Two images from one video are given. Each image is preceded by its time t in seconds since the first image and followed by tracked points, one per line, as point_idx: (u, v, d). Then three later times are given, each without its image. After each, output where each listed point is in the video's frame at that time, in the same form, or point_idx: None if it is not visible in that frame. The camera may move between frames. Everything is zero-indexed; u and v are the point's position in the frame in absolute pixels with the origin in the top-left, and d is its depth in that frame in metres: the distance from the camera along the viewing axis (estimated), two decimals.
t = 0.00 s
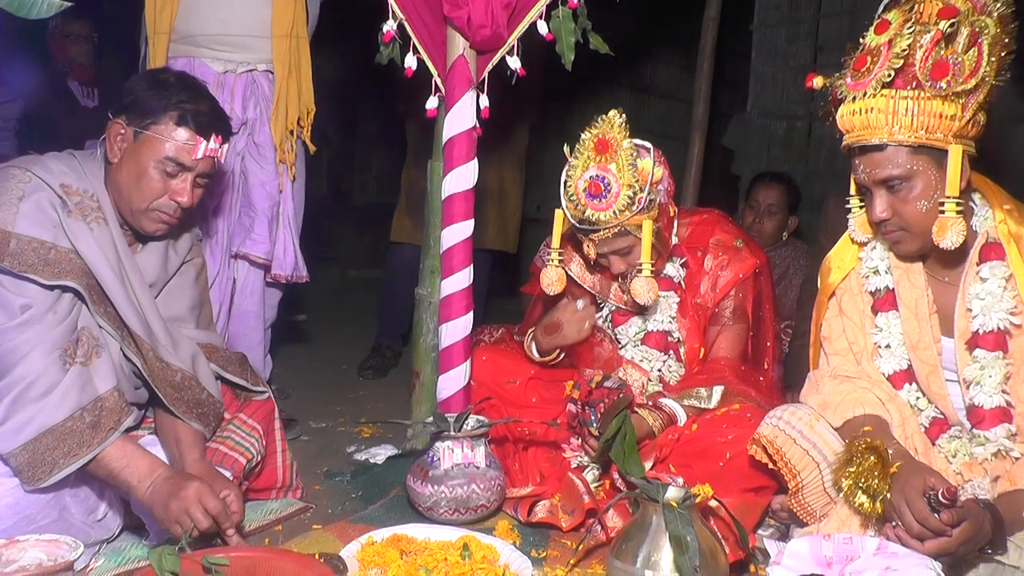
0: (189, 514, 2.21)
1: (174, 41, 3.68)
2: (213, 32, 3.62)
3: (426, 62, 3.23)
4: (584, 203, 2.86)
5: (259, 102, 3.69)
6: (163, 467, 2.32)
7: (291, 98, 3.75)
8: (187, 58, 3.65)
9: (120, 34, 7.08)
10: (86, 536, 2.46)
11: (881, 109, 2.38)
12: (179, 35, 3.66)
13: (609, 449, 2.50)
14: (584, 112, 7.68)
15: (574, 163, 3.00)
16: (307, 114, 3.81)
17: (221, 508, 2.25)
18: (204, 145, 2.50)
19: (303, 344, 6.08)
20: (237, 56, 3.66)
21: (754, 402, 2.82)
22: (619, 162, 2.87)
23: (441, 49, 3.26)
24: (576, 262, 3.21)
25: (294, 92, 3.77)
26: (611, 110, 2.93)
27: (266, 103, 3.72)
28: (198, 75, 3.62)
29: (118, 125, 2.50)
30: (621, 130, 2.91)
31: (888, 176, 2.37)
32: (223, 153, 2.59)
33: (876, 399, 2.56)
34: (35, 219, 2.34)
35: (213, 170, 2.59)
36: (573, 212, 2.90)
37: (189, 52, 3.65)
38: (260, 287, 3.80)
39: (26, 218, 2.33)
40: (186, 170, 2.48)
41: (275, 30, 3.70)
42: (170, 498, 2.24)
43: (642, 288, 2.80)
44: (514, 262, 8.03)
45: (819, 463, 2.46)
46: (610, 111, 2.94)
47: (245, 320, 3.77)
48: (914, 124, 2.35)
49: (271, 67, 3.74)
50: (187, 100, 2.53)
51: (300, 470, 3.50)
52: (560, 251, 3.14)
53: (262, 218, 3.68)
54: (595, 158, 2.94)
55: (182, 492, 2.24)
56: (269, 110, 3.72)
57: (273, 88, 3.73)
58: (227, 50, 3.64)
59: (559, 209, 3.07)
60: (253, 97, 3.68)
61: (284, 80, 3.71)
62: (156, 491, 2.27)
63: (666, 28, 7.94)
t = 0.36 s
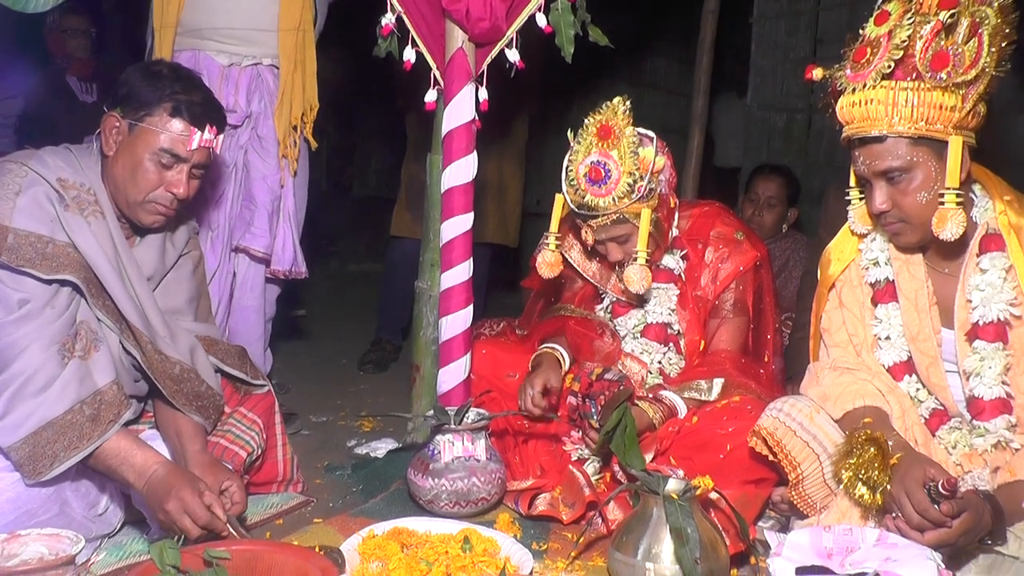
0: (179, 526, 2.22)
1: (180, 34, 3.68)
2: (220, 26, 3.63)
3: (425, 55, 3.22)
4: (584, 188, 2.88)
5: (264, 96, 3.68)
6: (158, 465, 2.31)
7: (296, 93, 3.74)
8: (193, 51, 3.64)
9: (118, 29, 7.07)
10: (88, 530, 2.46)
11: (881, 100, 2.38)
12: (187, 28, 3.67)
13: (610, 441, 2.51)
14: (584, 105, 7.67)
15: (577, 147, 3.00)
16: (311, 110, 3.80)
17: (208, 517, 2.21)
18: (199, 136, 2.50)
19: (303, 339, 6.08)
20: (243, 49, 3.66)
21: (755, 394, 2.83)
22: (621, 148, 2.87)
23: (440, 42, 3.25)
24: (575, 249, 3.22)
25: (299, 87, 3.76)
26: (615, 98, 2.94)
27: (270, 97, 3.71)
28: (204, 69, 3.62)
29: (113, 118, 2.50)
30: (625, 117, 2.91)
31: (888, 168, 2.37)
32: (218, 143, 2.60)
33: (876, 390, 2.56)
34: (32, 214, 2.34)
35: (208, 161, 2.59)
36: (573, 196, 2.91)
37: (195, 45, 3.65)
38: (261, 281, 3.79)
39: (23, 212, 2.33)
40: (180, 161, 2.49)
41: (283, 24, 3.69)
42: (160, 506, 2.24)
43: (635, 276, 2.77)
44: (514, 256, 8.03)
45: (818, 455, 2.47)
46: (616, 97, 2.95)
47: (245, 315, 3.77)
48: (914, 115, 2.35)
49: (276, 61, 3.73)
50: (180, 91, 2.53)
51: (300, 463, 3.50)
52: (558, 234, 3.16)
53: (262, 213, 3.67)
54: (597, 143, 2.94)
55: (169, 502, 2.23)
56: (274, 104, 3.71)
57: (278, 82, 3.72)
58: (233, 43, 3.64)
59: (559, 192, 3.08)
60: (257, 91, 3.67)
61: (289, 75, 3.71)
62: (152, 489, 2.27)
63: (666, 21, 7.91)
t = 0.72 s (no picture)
0: (166, 510, 2.24)
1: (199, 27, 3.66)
2: (239, 18, 3.61)
3: (425, 48, 3.21)
4: (588, 167, 2.89)
5: (281, 86, 3.69)
6: (144, 450, 2.32)
7: (316, 85, 3.76)
8: (209, 42, 3.62)
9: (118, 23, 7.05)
10: (89, 524, 2.44)
11: (881, 92, 2.37)
12: (206, 20, 3.64)
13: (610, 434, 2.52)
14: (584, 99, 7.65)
15: (584, 127, 3.01)
16: (328, 103, 3.82)
17: (195, 500, 2.23)
18: (195, 124, 2.51)
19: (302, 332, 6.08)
20: (258, 38, 3.63)
21: (755, 387, 2.83)
22: (628, 129, 2.88)
23: (440, 35, 3.24)
24: (577, 237, 3.24)
25: (319, 80, 3.79)
26: (626, 81, 2.94)
27: (288, 89, 3.71)
28: (221, 58, 3.59)
29: (109, 108, 2.50)
30: (633, 101, 2.92)
31: (889, 160, 2.37)
32: (214, 132, 2.60)
33: (876, 383, 2.57)
34: (27, 206, 2.36)
35: (205, 150, 2.60)
36: (577, 176, 2.92)
37: (211, 36, 3.63)
38: (274, 272, 3.78)
39: (19, 205, 2.35)
40: (177, 150, 2.49)
41: (303, 18, 3.68)
42: (147, 490, 2.26)
43: (644, 261, 2.80)
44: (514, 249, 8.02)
45: (818, 448, 2.47)
46: (625, 81, 2.95)
47: (256, 307, 3.76)
48: (915, 107, 2.34)
49: (294, 53, 3.73)
50: (176, 81, 2.54)
51: (301, 457, 3.51)
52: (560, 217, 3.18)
53: (281, 203, 3.67)
54: (605, 124, 2.94)
55: (155, 488, 2.24)
56: (293, 95, 3.72)
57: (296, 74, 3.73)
58: (252, 33, 3.62)
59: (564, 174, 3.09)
60: (275, 81, 3.67)
61: (309, 67, 3.72)
62: (138, 473, 2.29)
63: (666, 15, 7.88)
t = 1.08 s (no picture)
0: (155, 462, 2.31)
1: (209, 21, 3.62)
2: (250, 12, 3.61)
3: (427, 43, 3.21)
4: (592, 158, 2.90)
5: (290, 80, 3.69)
6: (122, 411, 2.38)
7: (326, 79, 3.75)
8: (218, 36, 3.61)
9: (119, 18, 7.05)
10: (91, 518, 2.45)
11: (884, 87, 2.36)
12: (214, 14, 3.61)
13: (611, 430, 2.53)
14: (585, 94, 7.63)
15: (588, 118, 3.01)
16: (337, 96, 3.80)
17: (183, 450, 2.30)
18: (173, 103, 2.55)
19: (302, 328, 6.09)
20: (269, 32, 3.63)
21: (756, 382, 2.83)
22: (632, 122, 2.89)
23: (442, 30, 3.24)
24: (581, 230, 3.25)
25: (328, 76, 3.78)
26: (630, 72, 2.95)
27: (298, 83, 3.72)
28: (229, 53, 3.59)
29: (86, 94, 2.55)
30: (638, 93, 2.93)
31: (891, 155, 2.36)
32: (192, 110, 2.65)
33: (878, 378, 2.55)
34: (9, 197, 2.37)
35: (185, 129, 2.64)
36: (580, 167, 2.92)
37: (219, 31, 3.61)
38: (286, 266, 3.79)
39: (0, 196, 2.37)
40: (157, 130, 2.54)
41: (314, 13, 3.68)
42: (134, 448, 2.33)
43: (644, 253, 2.80)
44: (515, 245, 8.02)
45: (819, 443, 2.47)
46: (631, 73, 2.96)
47: (268, 301, 3.78)
48: (917, 103, 2.34)
49: (303, 47, 3.73)
50: (150, 61, 2.58)
51: (302, 452, 3.51)
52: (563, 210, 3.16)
53: (295, 196, 3.69)
54: (609, 114, 2.96)
55: (142, 441, 2.32)
56: (303, 90, 3.73)
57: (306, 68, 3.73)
58: (258, 27, 3.62)
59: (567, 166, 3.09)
60: (283, 75, 3.68)
61: (320, 62, 3.72)
62: (121, 433, 2.36)
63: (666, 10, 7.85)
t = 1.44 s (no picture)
0: (153, 439, 2.30)
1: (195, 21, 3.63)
2: (239, 11, 3.60)
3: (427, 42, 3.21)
4: (592, 154, 2.89)
5: (277, 78, 3.67)
6: (118, 391, 2.40)
7: (313, 76, 3.72)
8: (204, 35, 3.61)
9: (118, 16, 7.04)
10: (91, 515, 2.44)
11: (884, 85, 2.36)
12: (201, 13, 3.62)
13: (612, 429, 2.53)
14: (585, 91, 7.63)
15: (590, 115, 3.01)
16: (325, 94, 3.76)
17: (180, 425, 2.30)
18: (147, 89, 2.62)
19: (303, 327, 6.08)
20: (256, 30, 3.62)
21: (757, 380, 2.83)
22: (633, 119, 2.89)
23: (442, 29, 3.23)
24: (581, 228, 3.25)
25: (315, 75, 3.73)
26: (633, 68, 2.96)
27: (285, 80, 3.69)
28: (216, 52, 3.60)
29: (61, 85, 2.61)
30: (639, 90, 2.92)
31: (892, 153, 2.36)
32: (168, 95, 2.72)
33: (879, 376, 2.55)
34: None
35: (161, 114, 2.70)
36: (581, 163, 2.92)
37: (207, 30, 3.61)
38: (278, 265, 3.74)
39: None
40: (134, 117, 2.60)
41: (301, 10, 3.66)
42: (131, 427, 2.33)
43: (644, 250, 2.79)
44: (516, 243, 8.01)
45: (821, 442, 2.47)
46: (632, 70, 2.96)
47: (261, 300, 3.72)
48: (918, 100, 2.33)
49: (291, 44, 3.70)
50: (123, 47, 2.65)
51: (303, 450, 3.51)
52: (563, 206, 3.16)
53: (283, 195, 3.64)
54: (611, 111, 2.96)
55: (139, 419, 2.31)
56: (290, 88, 3.70)
57: (293, 65, 3.70)
58: (247, 26, 3.61)
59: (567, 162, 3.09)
60: (271, 74, 3.65)
61: (307, 59, 3.69)
62: (118, 415, 2.38)
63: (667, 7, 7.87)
